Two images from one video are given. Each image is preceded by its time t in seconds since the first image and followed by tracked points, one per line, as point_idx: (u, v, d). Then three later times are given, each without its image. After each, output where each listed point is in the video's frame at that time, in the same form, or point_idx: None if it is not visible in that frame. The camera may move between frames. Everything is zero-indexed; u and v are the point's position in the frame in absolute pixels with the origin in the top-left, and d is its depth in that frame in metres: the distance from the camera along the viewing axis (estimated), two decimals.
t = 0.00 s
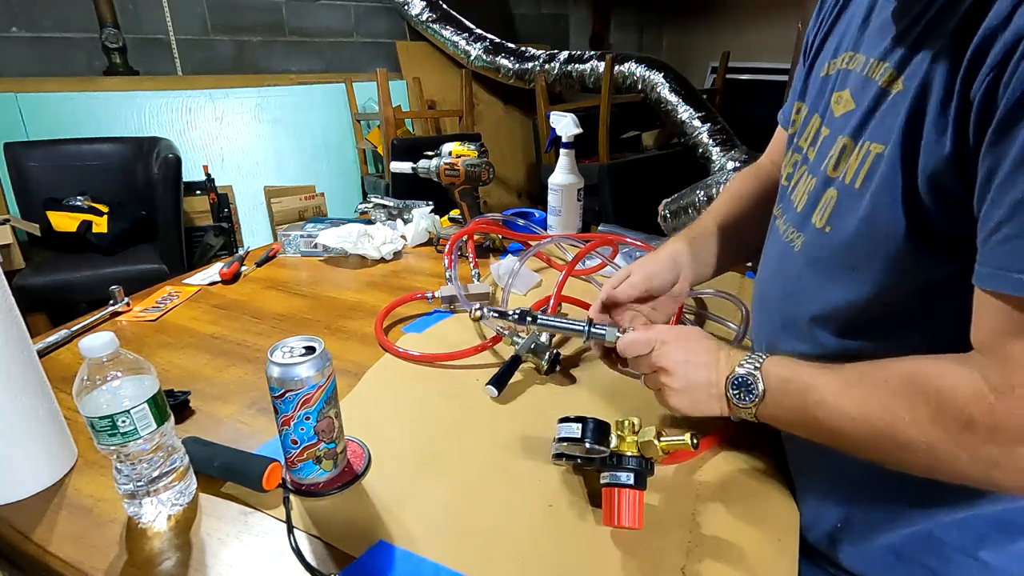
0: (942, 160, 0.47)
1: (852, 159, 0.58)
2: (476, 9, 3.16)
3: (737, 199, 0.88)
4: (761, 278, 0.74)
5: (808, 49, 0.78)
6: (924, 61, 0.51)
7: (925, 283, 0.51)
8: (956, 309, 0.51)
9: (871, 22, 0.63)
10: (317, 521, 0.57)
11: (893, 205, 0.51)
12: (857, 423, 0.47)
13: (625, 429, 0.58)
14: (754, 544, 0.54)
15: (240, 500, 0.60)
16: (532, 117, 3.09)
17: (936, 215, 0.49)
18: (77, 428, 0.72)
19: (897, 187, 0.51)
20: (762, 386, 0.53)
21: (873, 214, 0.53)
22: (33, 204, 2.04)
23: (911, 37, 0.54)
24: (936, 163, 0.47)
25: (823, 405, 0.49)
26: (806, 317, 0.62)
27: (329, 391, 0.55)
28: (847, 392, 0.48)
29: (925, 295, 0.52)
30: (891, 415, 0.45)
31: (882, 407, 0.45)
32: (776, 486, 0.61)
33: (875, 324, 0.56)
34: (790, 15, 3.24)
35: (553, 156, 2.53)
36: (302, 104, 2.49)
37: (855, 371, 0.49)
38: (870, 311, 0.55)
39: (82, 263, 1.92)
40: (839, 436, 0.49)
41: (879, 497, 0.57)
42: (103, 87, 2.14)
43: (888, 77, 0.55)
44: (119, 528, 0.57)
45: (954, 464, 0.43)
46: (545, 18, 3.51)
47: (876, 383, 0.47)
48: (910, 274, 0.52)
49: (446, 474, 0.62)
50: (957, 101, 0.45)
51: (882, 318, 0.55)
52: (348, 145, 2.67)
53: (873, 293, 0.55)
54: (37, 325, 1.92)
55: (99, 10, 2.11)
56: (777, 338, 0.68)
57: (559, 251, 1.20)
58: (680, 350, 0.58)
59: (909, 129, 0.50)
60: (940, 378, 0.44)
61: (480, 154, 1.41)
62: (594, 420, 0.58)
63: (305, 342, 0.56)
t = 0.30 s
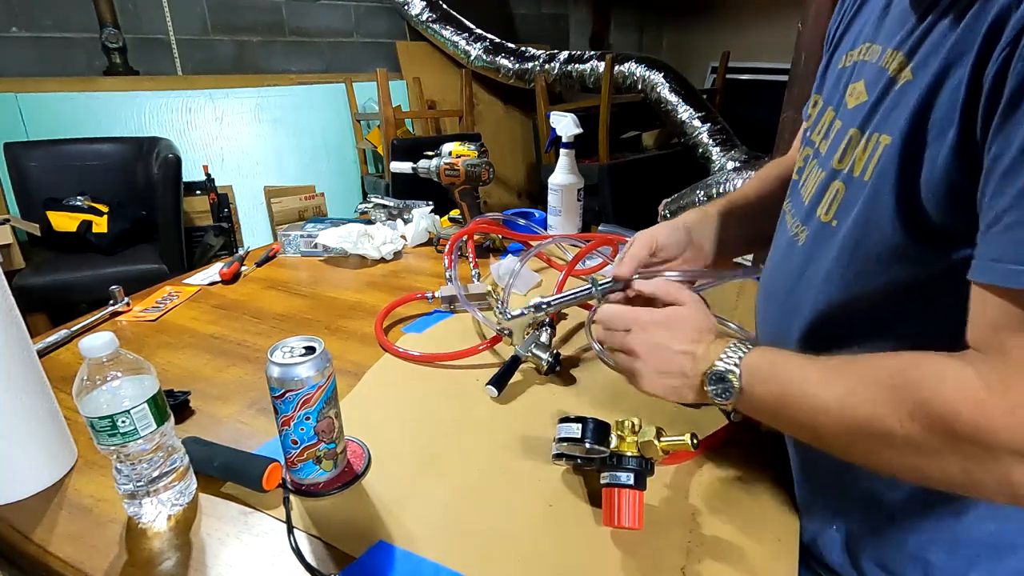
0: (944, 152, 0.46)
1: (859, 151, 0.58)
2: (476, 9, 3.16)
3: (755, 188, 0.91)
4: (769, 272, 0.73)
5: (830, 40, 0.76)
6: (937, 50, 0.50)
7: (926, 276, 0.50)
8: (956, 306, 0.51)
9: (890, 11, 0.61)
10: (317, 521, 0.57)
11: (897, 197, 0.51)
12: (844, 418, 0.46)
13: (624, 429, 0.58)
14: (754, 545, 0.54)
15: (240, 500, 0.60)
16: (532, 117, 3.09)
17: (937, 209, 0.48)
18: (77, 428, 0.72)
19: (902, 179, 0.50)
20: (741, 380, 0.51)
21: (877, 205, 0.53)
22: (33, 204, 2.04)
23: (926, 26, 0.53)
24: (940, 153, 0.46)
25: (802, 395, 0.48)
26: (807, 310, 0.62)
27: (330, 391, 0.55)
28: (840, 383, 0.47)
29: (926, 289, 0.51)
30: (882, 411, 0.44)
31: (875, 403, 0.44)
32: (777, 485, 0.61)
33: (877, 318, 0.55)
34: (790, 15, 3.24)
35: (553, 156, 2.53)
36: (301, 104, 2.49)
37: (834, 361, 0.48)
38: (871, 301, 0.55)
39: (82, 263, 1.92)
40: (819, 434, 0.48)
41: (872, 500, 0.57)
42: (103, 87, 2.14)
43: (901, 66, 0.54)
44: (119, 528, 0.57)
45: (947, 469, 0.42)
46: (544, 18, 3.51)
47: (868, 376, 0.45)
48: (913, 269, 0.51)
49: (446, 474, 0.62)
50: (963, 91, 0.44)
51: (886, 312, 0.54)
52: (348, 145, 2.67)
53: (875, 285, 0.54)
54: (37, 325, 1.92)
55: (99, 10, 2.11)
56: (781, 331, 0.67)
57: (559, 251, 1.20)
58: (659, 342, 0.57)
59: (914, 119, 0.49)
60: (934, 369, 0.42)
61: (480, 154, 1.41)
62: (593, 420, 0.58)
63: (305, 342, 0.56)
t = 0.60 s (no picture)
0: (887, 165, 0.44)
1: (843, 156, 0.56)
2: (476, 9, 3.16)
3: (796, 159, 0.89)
4: (776, 273, 0.71)
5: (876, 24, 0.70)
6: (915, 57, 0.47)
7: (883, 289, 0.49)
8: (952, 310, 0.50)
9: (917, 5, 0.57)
10: (317, 521, 0.57)
11: (852, 205, 0.49)
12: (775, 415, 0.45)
13: (624, 429, 0.58)
14: (754, 545, 0.54)
15: (240, 500, 0.60)
16: (532, 117, 3.10)
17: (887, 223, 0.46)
18: (77, 429, 0.71)
19: (859, 188, 0.49)
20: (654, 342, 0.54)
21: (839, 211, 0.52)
22: (33, 204, 2.04)
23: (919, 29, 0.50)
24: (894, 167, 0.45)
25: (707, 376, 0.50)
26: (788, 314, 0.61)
27: (330, 391, 0.55)
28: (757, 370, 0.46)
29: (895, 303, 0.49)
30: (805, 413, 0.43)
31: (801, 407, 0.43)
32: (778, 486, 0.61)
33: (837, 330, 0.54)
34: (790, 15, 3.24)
35: (553, 156, 2.53)
36: (301, 104, 2.49)
37: (727, 343, 0.49)
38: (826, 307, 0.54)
39: (82, 263, 1.92)
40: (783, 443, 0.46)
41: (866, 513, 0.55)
42: (103, 88, 2.14)
43: (900, 68, 0.51)
44: (120, 528, 0.57)
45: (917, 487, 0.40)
46: (544, 17, 3.50)
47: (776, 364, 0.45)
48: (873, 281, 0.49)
49: (446, 474, 0.62)
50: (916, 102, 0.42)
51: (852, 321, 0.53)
52: (348, 145, 2.67)
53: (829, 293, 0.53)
54: (37, 325, 1.92)
55: (99, 10, 2.11)
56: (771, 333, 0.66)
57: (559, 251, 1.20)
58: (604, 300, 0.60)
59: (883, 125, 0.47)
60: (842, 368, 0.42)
61: (480, 154, 1.41)
62: (594, 420, 0.58)
63: (305, 342, 0.56)
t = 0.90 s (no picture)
0: (877, 187, 0.44)
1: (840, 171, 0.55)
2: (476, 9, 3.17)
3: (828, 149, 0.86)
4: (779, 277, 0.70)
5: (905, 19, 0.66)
6: (911, 75, 0.46)
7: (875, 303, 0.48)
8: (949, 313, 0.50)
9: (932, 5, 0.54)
10: (317, 521, 0.57)
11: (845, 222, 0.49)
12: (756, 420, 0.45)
13: (624, 429, 0.59)
14: (754, 545, 0.54)
15: (240, 500, 0.60)
16: (532, 117, 3.10)
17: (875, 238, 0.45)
18: (77, 429, 0.71)
19: (852, 206, 0.49)
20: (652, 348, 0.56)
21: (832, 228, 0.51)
22: (33, 204, 2.04)
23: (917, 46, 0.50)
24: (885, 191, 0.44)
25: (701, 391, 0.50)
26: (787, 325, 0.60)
27: (330, 391, 0.55)
28: (737, 383, 0.47)
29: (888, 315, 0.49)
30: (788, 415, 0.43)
31: (781, 408, 0.43)
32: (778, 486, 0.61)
33: (829, 340, 0.53)
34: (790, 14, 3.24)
35: (553, 156, 2.53)
36: (301, 104, 2.49)
37: (719, 355, 0.49)
38: (815, 317, 0.53)
39: (82, 263, 1.92)
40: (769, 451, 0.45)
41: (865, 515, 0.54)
42: (103, 88, 2.14)
43: (904, 77, 0.49)
44: (119, 528, 0.57)
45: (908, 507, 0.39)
46: (544, 18, 3.51)
47: (764, 372, 0.46)
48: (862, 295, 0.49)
49: (446, 474, 0.62)
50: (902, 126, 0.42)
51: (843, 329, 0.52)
52: (348, 145, 2.67)
53: (818, 304, 0.53)
54: (37, 325, 1.92)
55: (99, 10, 2.11)
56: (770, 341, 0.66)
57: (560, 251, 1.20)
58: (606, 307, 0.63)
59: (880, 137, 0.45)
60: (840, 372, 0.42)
61: (480, 154, 1.41)
62: (594, 420, 0.58)
63: (305, 342, 0.56)
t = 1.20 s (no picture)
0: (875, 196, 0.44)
1: (840, 177, 0.55)
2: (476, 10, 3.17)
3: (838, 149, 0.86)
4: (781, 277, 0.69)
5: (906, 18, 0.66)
6: (909, 80, 0.46)
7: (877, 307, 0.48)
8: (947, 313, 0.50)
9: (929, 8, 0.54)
10: (317, 521, 0.57)
11: (845, 229, 0.49)
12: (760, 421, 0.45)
13: (624, 429, 0.59)
14: (753, 544, 0.54)
15: (240, 500, 0.60)
16: (532, 117, 3.10)
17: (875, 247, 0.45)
18: (77, 428, 0.71)
19: (852, 214, 0.49)
20: (663, 346, 0.55)
21: (831, 234, 0.51)
22: (33, 204, 2.04)
23: (914, 54, 0.50)
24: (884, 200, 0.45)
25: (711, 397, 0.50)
26: (789, 327, 0.60)
27: (330, 391, 0.55)
28: (746, 389, 0.47)
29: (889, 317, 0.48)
30: (789, 417, 0.43)
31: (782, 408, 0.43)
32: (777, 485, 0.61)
33: (831, 342, 0.53)
34: (790, 14, 3.24)
35: (553, 156, 2.53)
36: (301, 104, 2.49)
37: (726, 360, 0.49)
38: (817, 321, 0.53)
39: (82, 263, 1.92)
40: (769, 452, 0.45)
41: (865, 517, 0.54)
42: (103, 88, 2.14)
43: (901, 82, 0.49)
44: (119, 528, 0.56)
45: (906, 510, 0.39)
46: (544, 18, 3.51)
47: (767, 376, 0.46)
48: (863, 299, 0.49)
49: (446, 474, 0.62)
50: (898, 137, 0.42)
51: (846, 331, 0.52)
52: (348, 145, 2.67)
53: (819, 308, 0.52)
54: (37, 325, 1.92)
55: (99, 10, 2.11)
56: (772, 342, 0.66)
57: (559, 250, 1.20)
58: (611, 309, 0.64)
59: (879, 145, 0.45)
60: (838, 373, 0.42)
61: (480, 154, 1.41)
62: (594, 420, 0.58)
63: (305, 342, 0.56)
